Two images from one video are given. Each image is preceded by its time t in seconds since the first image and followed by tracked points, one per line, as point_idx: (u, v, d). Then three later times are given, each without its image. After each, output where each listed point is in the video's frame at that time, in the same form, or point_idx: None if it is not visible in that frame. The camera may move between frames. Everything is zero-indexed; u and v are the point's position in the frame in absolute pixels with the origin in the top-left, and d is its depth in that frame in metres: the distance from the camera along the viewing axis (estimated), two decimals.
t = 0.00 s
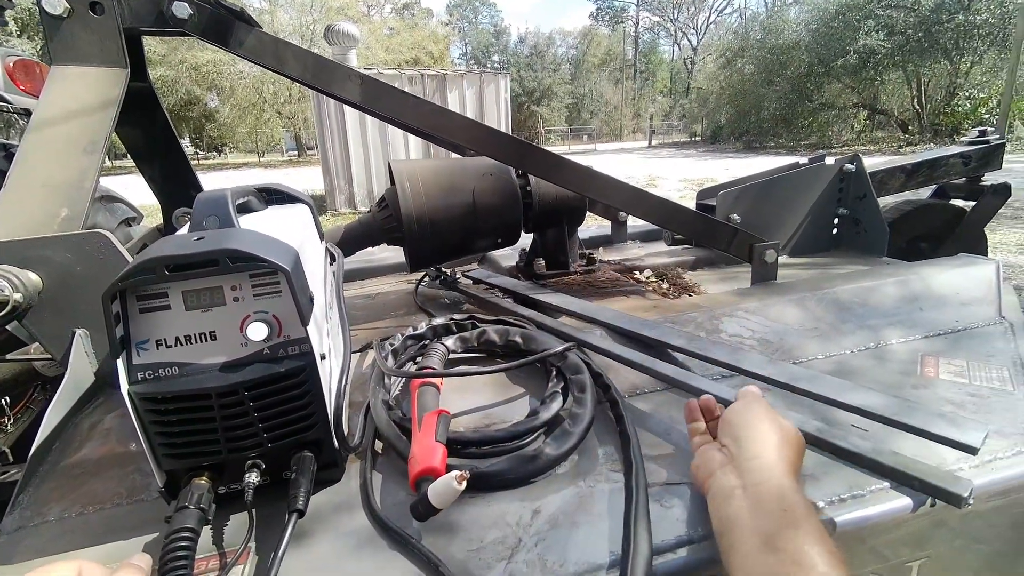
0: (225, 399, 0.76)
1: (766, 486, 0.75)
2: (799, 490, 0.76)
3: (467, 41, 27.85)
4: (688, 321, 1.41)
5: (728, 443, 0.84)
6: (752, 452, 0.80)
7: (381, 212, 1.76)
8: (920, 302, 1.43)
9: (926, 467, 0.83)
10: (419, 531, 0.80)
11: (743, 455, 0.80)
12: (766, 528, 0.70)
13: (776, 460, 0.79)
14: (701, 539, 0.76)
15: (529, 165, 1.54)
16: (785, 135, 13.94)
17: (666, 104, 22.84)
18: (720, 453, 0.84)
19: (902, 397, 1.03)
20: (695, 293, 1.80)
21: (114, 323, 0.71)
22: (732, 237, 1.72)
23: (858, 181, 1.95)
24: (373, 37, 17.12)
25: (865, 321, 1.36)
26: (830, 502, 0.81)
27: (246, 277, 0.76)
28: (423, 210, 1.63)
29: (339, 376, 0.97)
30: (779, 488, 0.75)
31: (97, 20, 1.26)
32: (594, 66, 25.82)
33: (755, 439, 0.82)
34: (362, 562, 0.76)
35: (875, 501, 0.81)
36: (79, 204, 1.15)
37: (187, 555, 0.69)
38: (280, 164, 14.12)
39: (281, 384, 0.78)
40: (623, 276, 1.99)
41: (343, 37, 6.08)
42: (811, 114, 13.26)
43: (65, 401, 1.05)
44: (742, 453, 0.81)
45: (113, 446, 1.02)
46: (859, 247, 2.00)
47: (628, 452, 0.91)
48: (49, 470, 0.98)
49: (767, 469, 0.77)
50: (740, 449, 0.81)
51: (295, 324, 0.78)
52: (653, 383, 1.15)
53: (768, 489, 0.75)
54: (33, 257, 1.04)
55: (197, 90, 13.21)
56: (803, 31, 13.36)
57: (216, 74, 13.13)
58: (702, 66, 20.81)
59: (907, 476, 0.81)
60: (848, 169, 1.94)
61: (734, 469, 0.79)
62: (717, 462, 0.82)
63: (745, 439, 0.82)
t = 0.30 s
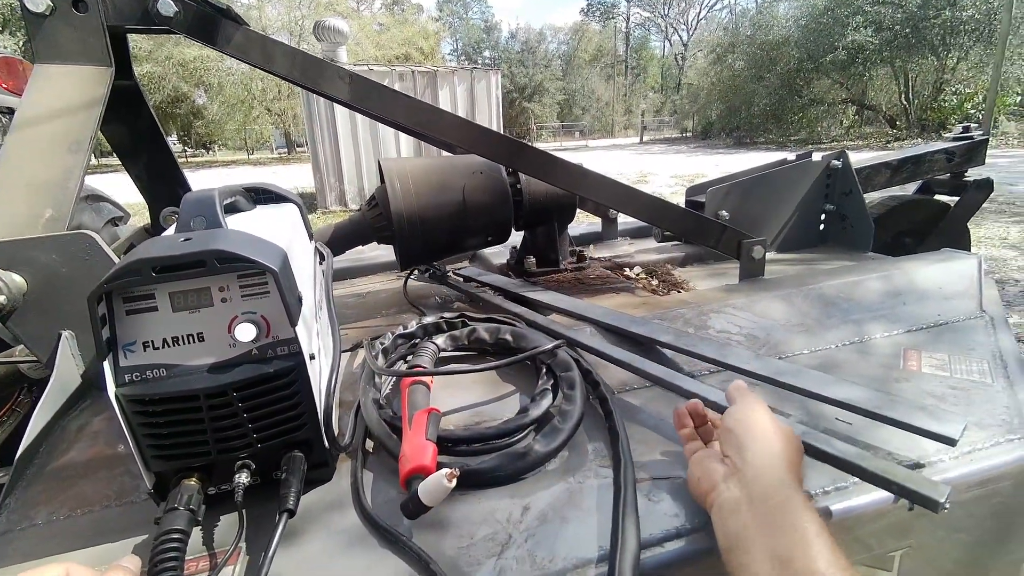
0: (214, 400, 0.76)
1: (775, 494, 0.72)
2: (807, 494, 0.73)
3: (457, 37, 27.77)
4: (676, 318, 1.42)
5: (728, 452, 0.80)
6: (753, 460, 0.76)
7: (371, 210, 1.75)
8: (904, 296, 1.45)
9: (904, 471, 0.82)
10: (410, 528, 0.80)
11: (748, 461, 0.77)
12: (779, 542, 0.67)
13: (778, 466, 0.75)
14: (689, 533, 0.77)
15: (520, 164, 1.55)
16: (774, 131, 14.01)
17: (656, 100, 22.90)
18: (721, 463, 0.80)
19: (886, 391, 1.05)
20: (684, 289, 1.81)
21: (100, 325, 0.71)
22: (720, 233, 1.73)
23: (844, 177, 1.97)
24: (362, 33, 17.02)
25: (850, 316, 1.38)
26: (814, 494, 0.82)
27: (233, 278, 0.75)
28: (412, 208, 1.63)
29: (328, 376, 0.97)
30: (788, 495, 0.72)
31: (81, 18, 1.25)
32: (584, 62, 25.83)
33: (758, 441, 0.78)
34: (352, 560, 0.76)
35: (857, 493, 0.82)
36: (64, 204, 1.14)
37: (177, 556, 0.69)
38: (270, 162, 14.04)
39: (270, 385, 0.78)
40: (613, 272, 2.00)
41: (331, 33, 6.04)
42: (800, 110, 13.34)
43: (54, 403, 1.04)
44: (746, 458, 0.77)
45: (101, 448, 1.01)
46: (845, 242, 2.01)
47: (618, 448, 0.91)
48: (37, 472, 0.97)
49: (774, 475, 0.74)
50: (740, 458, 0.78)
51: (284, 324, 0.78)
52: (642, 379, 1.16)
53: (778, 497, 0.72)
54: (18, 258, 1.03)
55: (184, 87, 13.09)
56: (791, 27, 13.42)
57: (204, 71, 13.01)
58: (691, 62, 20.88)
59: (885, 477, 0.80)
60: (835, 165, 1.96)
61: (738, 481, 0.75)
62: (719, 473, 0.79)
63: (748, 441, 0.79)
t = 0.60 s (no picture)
0: (192, 404, 0.72)
1: (833, 485, 0.67)
2: (853, 465, 0.70)
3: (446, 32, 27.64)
4: (668, 319, 1.40)
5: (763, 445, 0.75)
6: (789, 451, 0.71)
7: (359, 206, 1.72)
8: (895, 298, 1.44)
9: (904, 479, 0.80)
10: (397, 537, 0.77)
11: (802, 455, 0.70)
12: (860, 549, 0.62)
13: (813, 450, 0.70)
14: (685, 543, 0.75)
15: (510, 160, 1.51)
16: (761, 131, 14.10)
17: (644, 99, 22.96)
18: (762, 458, 0.75)
19: (880, 395, 1.04)
20: (676, 290, 1.80)
21: (70, 324, 0.67)
22: (712, 234, 1.71)
23: (835, 179, 1.96)
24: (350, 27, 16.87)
25: (842, 318, 1.37)
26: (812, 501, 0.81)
27: (213, 276, 0.72)
28: (401, 204, 1.60)
29: (313, 377, 0.94)
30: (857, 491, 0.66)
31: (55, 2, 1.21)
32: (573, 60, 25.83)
33: (790, 426, 0.73)
34: (337, 570, 0.73)
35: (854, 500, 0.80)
36: (35, 195, 1.11)
37: (151, 568, 0.65)
38: (255, 156, 13.87)
39: (252, 388, 0.75)
40: (605, 272, 1.98)
41: (317, 26, 5.97)
42: (787, 111, 13.43)
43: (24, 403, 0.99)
44: (796, 451, 0.71)
45: (75, 451, 0.97)
46: (836, 243, 2.00)
47: (612, 453, 0.89)
48: (6, 475, 0.93)
49: (833, 469, 0.69)
50: (779, 451, 0.73)
51: (266, 325, 0.75)
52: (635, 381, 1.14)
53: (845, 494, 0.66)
54: None
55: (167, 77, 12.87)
56: (779, 29, 13.50)
57: (188, 63, 12.81)
58: (680, 61, 20.97)
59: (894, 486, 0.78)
60: (825, 167, 1.95)
61: (788, 477, 0.71)
62: (767, 472, 0.74)
63: (781, 429, 0.73)
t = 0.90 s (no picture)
0: (196, 403, 0.71)
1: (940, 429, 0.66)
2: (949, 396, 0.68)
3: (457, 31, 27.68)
4: (677, 331, 1.38)
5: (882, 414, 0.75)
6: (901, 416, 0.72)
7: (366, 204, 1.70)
8: (907, 319, 1.42)
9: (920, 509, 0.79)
10: (399, 547, 0.76)
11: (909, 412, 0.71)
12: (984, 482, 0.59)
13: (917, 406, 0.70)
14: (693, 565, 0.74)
15: (517, 162, 1.50)
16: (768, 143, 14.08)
17: (652, 106, 22.97)
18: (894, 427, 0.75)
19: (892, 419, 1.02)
20: (684, 301, 1.78)
21: (76, 318, 0.66)
22: (722, 246, 1.69)
23: (846, 195, 1.95)
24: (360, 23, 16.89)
25: (853, 338, 1.35)
26: (823, 528, 0.80)
27: (223, 274, 0.71)
28: (409, 205, 1.58)
29: (318, 379, 0.92)
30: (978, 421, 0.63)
31: None
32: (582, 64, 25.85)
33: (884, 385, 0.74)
34: None
35: (867, 529, 0.80)
36: (43, 183, 1.11)
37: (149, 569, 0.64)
38: (261, 148, 13.89)
39: (257, 389, 0.73)
40: (612, 280, 1.97)
41: (326, 20, 5.96)
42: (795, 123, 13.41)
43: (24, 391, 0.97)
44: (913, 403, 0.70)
45: (74, 443, 0.96)
46: (845, 259, 1.99)
47: (619, 469, 0.87)
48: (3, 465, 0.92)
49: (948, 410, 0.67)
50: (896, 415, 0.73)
51: (274, 325, 0.74)
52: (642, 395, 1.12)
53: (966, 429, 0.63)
54: None
55: (176, 66, 12.87)
56: (788, 40, 13.50)
57: (198, 52, 12.83)
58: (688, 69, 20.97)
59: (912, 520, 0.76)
60: (836, 182, 1.95)
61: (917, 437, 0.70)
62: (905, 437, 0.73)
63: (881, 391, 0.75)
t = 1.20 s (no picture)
0: (266, 400, 0.74)
1: None
2: None
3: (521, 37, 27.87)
4: (742, 350, 1.34)
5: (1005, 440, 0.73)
6: None
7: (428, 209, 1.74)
8: (1001, 348, 1.31)
9: None
10: (452, 558, 0.76)
11: None
12: None
13: None
14: None
15: (578, 169, 1.49)
16: (842, 152, 13.44)
17: (718, 112, 22.37)
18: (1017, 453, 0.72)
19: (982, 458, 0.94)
20: (749, 318, 1.73)
21: (163, 314, 0.70)
22: (794, 262, 1.62)
23: (934, 211, 1.82)
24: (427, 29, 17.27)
25: (937, 366, 1.26)
26: None
27: (295, 277, 0.73)
28: (471, 211, 1.60)
29: (379, 383, 0.94)
30: None
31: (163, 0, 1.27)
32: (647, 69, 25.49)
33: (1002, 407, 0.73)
34: None
35: None
36: (136, 183, 1.15)
37: (218, 559, 0.67)
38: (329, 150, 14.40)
39: (323, 390, 0.76)
40: (672, 293, 1.93)
41: (395, 26, 6.11)
42: (872, 132, 12.74)
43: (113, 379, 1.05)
44: None
45: (153, 429, 1.02)
46: (931, 278, 1.88)
47: (678, 494, 0.85)
48: (92, 446, 0.99)
49: None
50: None
51: (340, 329, 0.76)
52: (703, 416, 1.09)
53: None
54: (90, 235, 1.06)
55: (254, 71, 13.53)
56: (868, 44, 12.84)
57: (275, 58, 13.45)
58: (758, 74, 20.31)
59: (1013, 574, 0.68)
60: (924, 196, 1.82)
61: None
62: None
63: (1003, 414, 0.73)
